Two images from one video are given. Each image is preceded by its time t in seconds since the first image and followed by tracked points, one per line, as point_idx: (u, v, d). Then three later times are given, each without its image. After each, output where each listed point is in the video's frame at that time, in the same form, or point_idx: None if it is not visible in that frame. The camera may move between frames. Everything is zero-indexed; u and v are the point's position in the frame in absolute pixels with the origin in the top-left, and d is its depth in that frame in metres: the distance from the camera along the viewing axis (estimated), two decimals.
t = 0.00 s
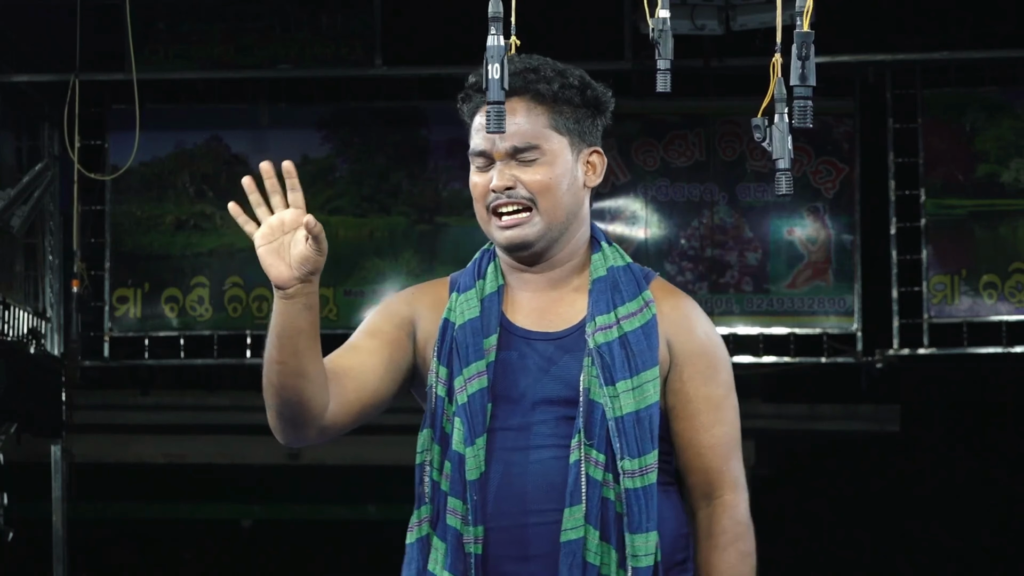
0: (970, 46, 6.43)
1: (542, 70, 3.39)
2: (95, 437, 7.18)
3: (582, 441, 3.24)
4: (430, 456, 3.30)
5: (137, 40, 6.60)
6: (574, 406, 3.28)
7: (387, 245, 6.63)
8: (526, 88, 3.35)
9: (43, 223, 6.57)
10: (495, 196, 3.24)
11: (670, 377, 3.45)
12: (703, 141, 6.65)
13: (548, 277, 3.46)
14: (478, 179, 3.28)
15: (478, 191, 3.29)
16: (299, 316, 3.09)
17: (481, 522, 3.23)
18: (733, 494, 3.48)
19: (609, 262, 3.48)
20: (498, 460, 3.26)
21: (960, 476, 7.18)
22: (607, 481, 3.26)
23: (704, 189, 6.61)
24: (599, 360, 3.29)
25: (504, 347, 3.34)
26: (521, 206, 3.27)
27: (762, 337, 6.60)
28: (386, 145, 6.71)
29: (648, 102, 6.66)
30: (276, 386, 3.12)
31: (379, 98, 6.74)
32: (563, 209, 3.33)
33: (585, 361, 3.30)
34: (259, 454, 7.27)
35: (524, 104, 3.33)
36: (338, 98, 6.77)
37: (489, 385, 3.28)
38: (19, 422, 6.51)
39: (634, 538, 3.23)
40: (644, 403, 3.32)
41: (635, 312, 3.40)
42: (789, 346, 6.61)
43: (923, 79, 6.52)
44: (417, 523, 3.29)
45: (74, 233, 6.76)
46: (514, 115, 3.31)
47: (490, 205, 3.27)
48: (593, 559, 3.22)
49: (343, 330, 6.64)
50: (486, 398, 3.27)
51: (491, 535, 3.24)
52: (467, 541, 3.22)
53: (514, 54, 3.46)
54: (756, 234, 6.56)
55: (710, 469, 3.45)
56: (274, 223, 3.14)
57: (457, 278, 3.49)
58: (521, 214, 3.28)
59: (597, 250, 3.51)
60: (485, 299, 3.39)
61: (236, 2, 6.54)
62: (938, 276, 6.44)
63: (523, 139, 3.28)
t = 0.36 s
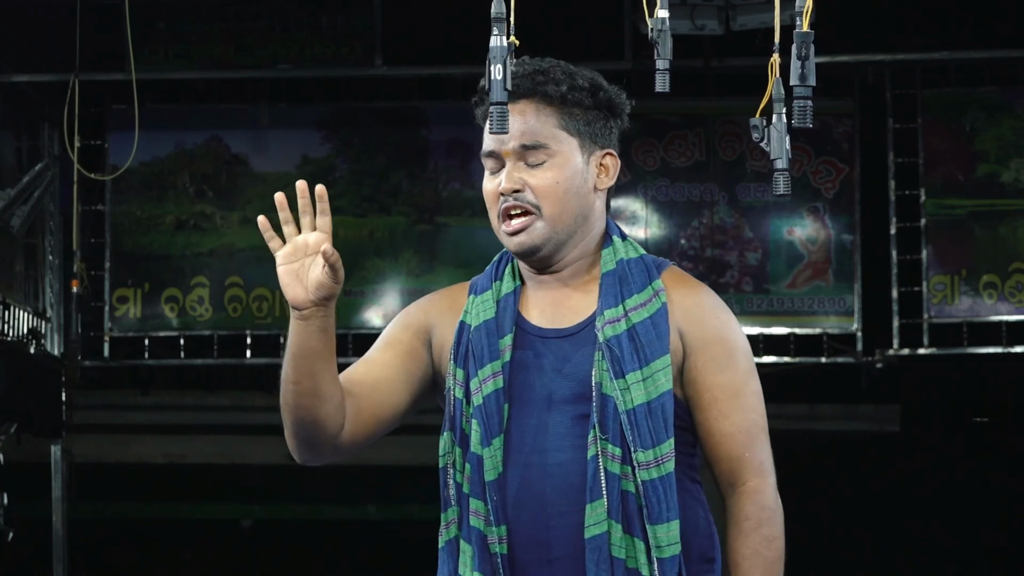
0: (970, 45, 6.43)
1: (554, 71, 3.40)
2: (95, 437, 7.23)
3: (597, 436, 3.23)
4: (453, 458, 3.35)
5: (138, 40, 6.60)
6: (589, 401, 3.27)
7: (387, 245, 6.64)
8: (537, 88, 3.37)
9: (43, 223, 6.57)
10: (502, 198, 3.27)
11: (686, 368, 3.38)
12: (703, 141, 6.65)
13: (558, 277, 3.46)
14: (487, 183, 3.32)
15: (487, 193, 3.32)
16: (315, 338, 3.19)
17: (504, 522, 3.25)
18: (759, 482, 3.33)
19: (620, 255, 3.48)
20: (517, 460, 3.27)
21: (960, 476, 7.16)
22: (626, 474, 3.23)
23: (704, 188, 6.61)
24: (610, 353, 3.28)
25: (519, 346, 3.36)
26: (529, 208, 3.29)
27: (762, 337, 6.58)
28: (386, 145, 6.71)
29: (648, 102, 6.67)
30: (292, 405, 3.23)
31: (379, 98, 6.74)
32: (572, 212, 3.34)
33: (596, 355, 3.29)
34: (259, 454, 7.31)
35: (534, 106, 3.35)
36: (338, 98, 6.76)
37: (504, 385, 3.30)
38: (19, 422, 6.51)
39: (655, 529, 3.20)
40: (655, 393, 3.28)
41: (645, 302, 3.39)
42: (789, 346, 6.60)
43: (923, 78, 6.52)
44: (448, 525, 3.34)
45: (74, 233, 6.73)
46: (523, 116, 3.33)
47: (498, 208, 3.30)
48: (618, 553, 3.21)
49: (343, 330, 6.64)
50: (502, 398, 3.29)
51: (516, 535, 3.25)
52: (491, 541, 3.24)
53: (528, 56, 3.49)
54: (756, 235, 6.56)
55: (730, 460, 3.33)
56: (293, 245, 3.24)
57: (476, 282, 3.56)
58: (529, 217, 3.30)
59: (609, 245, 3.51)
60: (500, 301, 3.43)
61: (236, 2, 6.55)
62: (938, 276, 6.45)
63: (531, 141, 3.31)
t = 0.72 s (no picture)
0: (970, 45, 6.43)
1: (585, 75, 3.27)
2: (95, 437, 7.22)
3: (560, 443, 3.07)
4: (417, 456, 3.23)
5: (138, 40, 6.61)
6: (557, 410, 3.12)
7: (387, 245, 6.63)
8: (563, 90, 3.23)
9: (43, 223, 6.57)
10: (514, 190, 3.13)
11: (663, 385, 3.19)
12: (704, 141, 6.65)
13: (547, 281, 3.32)
14: (501, 176, 3.17)
15: (498, 184, 3.18)
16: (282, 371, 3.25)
17: (461, 524, 3.11)
18: (734, 501, 3.16)
19: (608, 265, 3.30)
20: (480, 462, 3.14)
21: (960, 476, 7.17)
22: (584, 485, 3.06)
23: (704, 189, 6.61)
24: (583, 361, 3.12)
25: (493, 347, 3.23)
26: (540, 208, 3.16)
27: (762, 337, 6.61)
28: (386, 145, 6.72)
29: (648, 102, 6.68)
30: (287, 441, 3.30)
31: (379, 98, 6.74)
32: (579, 219, 3.21)
33: (569, 363, 3.14)
34: (259, 454, 7.30)
35: (560, 105, 3.23)
36: (338, 98, 6.79)
37: (472, 387, 3.17)
38: (20, 423, 6.46)
39: (606, 543, 3.03)
40: (624, 408, 3.11)
41: (626, 315, 3.21)
42: (789, 346, 6.61)
43: (923, 78, 6.52)
44: (405, 522, 3.21)
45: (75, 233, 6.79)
46: (548, 113, 3.21)
47: (507, 200, 3.16)
48: (564, 562, 3.04)
49: (343, 330, 6.65)
50: (471, 400, 3.17)
51: (473, 535, 3.12)
52: (446, 543, 3.11)
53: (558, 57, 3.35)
54: (756, 235, 6.56)
55: (705, 479, 3.15)
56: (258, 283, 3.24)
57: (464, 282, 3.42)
58: (538, 216, 3.17)
59: (600, 254, 3.33)
60: (480, 302, 3.30)
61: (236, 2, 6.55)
62: (938, 276, 6.44)
63: (554, 141, 3.17)
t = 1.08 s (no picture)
0: (970, 45, 6.43)
1: (583, 61, 3.20)
2: (95, 437, 7.24)
3: (541, 428, 3.01)
4: (427, 453, 3.26)
5: (138, 40, 6.61)
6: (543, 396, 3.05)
7: (387, 245, 6.64)
8: (559, 76, 3.17)
9: (43, 223, 6.57)
10: (516, 175, 3.07)
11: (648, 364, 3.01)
12: (704, 141, 6.65)
13: (552, 272, 3.25)
14: (501, 162, 3.12)
15: (500, 173, 3.12)
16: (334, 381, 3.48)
17: (451, 519, 3.13)
18: (717, 481, 2.91)
19: (599, 247, 3.18)
20: (475, 455, 3.13)
21: (960, 476, 7.16)
22: (563, 468, 2.98)
23: (704, 189, 6.61)
24: (560, 345, 3.05)
25: (499, 341, 3.22)
26: (541, 192, 3.09)
27: (762, 337, 6.59)
28: (386, 145, 6.72)
29: (648, 102, 6.67)
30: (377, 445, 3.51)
31: (379, 98, 6.74)
32: (582, 203, 3.13)
33: (552, 348, 3.07)
34: (259, 454, 7.31)
35: (558, 91, 3.16)
36: (338, 98, 6.78)
37: (473, 382, 3.17)
38: (19, 422, 6.46)
39: (580, 526, 2.94)
40: (596, 388, 2.98)
41: (608, 296, 3.07)
42: (789, 346, 6.61)
43: (923, 78, 6.52)
44: (412, 519, 3.23)
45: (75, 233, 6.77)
46: (547, 99, 3.15)
47: (509, 187, 3.09)
48: (552, 548, 2.97)
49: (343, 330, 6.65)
50: (471, 396, 3.17)
51: (465, 529, 3.12)
52: (437, 537, 3.13)
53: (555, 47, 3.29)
54: (756, 235, 6.56)
55: (688, 456, 2.95)
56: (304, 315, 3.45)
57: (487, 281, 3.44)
58: (539, 201, 3.09)
59: (595, 236, 3.21)
60: (491, 299, 3.31)
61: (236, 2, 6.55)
62: (938, 276, 6.44)
63: (552, 123, 3.11)
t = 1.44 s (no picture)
0: (970, 45, 6.42)
1: (590, 61, 3.10)
2: (95, 437, 7.23)
3: (534, 426, 2.89)
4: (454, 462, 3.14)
5: (138, 40, 6.61)
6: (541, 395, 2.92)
7: (387, 245, 6.63)
8: (565, 76, 3.07)
9: (43, 224, 6.58)
10: (519, 172, 2.97)
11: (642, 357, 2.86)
12: (704, 141, 6.65)
13: (557, 274, 3.11)
14: (504, 159, 3.02)
15: (504, 172, 3.02)
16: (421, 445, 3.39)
17: (473, 527, 3.01)
18: (711, 473, 2.75)
19: (596, 245, 3.02)
20: (488, 459, 3.00)
21: (961, 476, 7.17)
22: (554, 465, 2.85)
23: (704, 189, 6.61)
24: (552, 342, 2.92)
25: (510, 346, 3.09)
26: (543, 190, 2.98)
27: (762, 337, 6.60)
28: (386, 145, 6.72)
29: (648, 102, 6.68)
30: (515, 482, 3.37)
31: (379, 98, 6.75)
32: (586, 201, 3.02)
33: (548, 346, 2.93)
34: (259, 454, 7.31)
35: (563, 91, 3.06)
36: (338, 98, 6.78)
37: (484, 389, 3.04)
38: (18, 423, 6.46)
39: (567, 520, 2.79)
40: (584, 384, 2.83)
41: (600, 293, 2.92)
42: (789, 346, 6.62)
43: (923, 78, 6.52)
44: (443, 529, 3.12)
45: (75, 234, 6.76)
46: (552, 98, 3.05)
47: (512, 185, 2.99)
48: (540, 545, 2.82)
49: (343, 331, 6.64)
50: (483, 403, 3.04)
51: (485, 536, 2.99)
52: (461, 545, 3.02)
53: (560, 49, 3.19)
54: (756, 235, 6.56)
55: (681, 448, 2.79)
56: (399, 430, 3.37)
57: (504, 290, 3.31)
58: (541, 199, 2.98)
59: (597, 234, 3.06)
60: (502, 307, 3.18)
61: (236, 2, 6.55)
62: (938, 276, 6.44)
63: (555, 121, 3.01)
